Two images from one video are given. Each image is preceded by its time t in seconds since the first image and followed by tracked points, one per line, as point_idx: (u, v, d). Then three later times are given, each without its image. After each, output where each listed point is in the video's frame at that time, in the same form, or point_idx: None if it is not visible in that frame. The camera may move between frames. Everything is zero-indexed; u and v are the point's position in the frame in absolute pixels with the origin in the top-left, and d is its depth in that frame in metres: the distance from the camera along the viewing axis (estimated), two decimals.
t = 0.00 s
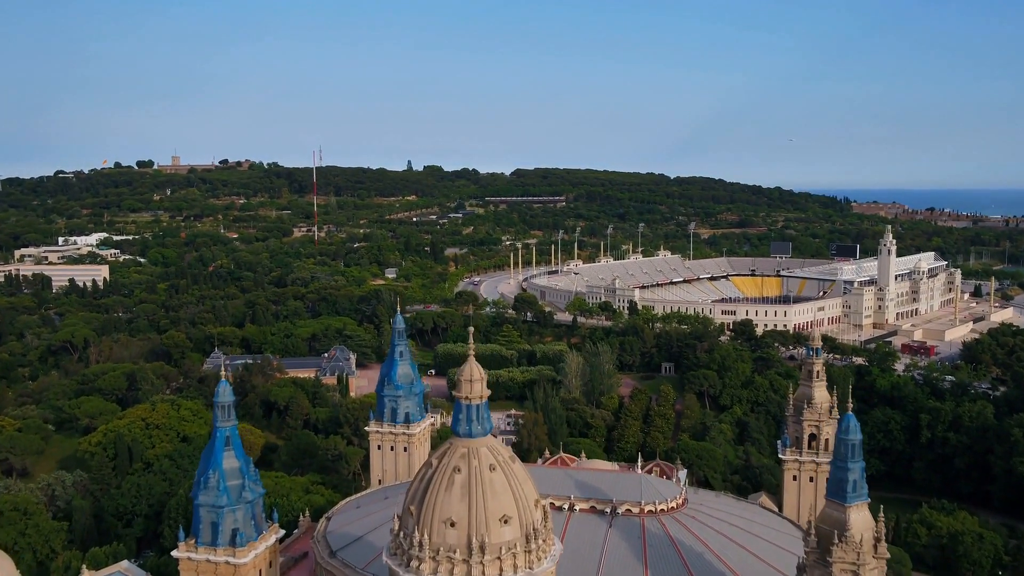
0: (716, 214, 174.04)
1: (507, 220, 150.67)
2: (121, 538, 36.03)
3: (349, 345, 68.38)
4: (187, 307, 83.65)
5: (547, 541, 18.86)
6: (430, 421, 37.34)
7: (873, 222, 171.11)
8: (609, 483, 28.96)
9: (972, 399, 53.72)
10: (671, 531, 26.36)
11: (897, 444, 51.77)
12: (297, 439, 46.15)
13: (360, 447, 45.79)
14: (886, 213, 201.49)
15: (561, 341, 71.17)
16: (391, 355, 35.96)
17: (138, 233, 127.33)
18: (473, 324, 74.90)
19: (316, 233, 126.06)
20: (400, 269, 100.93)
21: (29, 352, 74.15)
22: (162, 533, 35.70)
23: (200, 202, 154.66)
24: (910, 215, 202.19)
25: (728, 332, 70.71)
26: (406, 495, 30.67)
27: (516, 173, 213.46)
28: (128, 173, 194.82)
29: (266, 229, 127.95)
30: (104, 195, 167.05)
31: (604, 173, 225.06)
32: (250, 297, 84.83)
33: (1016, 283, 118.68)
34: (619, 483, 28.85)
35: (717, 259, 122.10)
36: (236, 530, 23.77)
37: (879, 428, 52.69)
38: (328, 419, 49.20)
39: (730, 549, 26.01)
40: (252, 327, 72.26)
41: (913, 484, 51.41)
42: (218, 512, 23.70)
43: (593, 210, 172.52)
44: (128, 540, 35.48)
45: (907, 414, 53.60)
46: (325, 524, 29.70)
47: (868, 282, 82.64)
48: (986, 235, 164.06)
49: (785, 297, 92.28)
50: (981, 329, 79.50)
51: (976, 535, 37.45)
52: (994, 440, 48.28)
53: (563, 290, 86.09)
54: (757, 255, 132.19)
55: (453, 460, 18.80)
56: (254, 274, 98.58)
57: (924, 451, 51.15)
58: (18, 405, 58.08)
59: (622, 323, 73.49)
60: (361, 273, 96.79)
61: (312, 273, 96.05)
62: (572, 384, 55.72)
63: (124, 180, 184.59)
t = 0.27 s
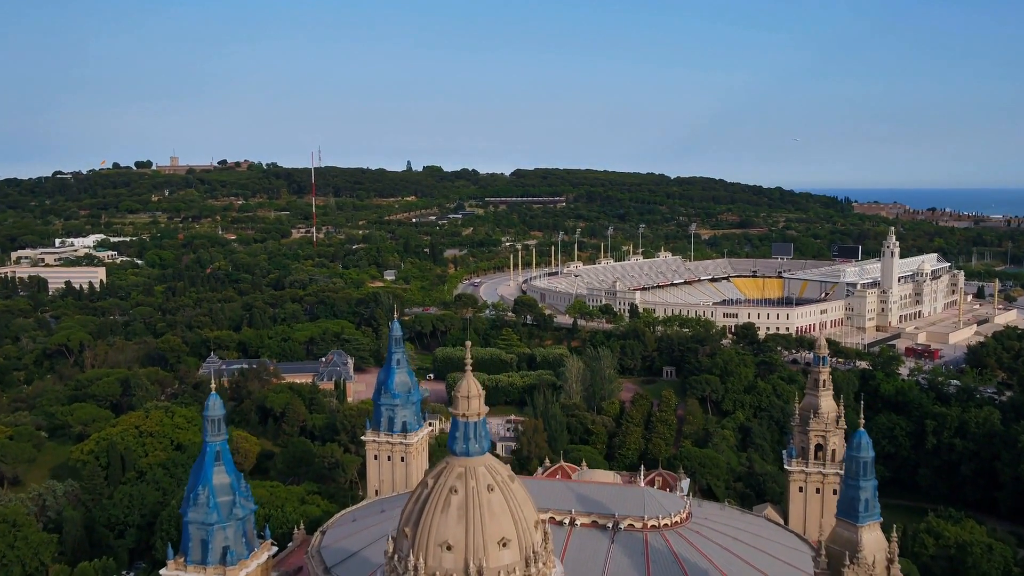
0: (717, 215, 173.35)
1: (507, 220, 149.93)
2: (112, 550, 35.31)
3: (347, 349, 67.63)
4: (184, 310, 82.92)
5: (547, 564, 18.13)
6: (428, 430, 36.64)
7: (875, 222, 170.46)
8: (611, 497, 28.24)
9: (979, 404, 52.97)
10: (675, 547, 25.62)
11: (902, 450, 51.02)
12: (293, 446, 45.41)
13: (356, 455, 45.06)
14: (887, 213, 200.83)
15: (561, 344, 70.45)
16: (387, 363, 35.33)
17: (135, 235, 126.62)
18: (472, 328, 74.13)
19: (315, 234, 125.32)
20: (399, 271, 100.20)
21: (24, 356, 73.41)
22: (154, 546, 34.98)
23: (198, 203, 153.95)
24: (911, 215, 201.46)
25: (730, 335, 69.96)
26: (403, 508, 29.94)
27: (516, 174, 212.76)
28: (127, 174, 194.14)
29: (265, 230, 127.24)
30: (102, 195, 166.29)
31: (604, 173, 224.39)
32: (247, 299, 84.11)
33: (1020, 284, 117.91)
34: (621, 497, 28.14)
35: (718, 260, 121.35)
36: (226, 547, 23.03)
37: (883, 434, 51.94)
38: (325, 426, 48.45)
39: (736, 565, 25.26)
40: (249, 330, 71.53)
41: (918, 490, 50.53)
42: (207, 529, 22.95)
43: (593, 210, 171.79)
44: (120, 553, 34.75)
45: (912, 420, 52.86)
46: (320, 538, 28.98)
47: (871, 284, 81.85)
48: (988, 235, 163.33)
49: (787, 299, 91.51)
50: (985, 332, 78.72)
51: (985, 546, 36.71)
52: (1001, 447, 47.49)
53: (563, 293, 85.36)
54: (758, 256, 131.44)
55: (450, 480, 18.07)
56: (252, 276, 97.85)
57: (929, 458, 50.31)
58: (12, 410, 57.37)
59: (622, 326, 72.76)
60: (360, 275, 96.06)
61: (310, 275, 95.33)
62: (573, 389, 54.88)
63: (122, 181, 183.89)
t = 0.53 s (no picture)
0: (717, 215, 172.64)
1: (506, 221, 149.25)
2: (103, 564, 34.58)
3: (344, 353, 66.88)
4: (180, 313, 82.17)
5: None
6: (425, 440, 35.90)
7: (876, 223, 169.80)
8: (612, 512, 27.50)
9: (985, 410, 52.23)
10: (678, 565, 24.86)
11: (908, 457, 50.23)
12: (289, 455, 44.65)
13: (353, 463, 44.32)
14: (887, 213, 200.27)
15: (561, 348, 69.70)
16: (385, 372, 34.65)
17: (133, 237, 125.92)
18: (472, 331, 73.35)
19: (313, 236, 124.63)
20: (398, 273, 99.46)
21: (19, 360, 72.65)
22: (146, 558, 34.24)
23: (196, 205, 153.26)
24: (911, 215, 200.94)
25: (732, 339, 69.23)
26: (399, 522, 29.16)
27: (516, 174, 212.06)
28: (125, 175, 193.43)
29: (263, 232, 126.51)
30: (100, 197, 165.59)
31: (604, 174, 223.67)
32: (245, 302, 83.33)
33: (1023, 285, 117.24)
34: (623, 512, 27.39)
35: (719, 261, 120.60)
36: (216, 567, 22.22)
37: (888, 440, 51.22)
38: (321, 434, 47.68)
39: None
40: (246, 334, 70.77)
41: (924, 497, 49.71)
42: (196, 549, 22.12)
43: (593, 211, 171.04)
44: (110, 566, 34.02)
45: (917, 426, 52.13)
46: (314, 554, 28.22)
47: (873, 287, 81.05)
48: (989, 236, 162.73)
49: (789, 302, 90.74)
50: (989, 335, 77.96)
51: (995, 558, 35.95)
52: (1009, 454, 46.75)
53: (563, 296, 84.63)
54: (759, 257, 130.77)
55: (446, 502, 17.33)
56: (249, 278, 97.14)
57: (935, 466, 49.50)
58: (5, 417, 56.63)
59: (623, 329, 72.00)
60: (358, 277, 95.32)
61: (308, 277, 94.62)
62: (573, 395, 54.09)
63: (120, 182, 183.19)
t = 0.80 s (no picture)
0: (718, 216, 171.92)
1: (506, 223, 148.50)
2: None
3: (342, 358, 66.15)
4: (177, 317, 81.42)
5: None
6: (423, 451, 35.09)
7: (877, 224, 169.08)
8: (615, 528, 26.74)
9: (991, 416, 51.50)
10: None
11: (913, 464, 49.51)
12: (285, 463, 43.88)
13: (350, 471, 43.61)
14: (888, 214, 199.70)
15: (561, 353, 68.98)
16: (381, 381, 34.03)
17: (130, 238, 125.13)
18: (471, 335, 72.58)
19: (312, 237, 123.86)
20: (396, 276, 98.72)
21: (14, 364, 71.91)
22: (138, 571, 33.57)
23: (194, 206, 152.48)
24: (913, 216, 200.29)
25: (733, 343, 68.49)
26: (395, 537, 28.40)
27: (515, 175, 211.31)
28: (123, 175, 192.64)
29: (261, 233, 125.74)
30: (98, 198, 164.75)
31: (604, 175, 222.88)
32: (242, 306, 82.58)
33: None
34: (626, 528, 26.64)
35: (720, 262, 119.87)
36: None
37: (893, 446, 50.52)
38: (318, 441, 46.98)
39: None
40: (243, 338, 70.03)
41: (929, 505, 48.98)
42: (185, 569, 21.41)
43: (593, 212, 170.29)
44: None
45: (922, 432, 51.41)
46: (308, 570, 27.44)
47: (876, 289, 80.31)
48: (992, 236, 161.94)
49: (791, 304, 89.95)
50: (994, 338, 77.19)
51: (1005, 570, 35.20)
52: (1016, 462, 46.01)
53: (563, 298, 83.91)
54: (760, 259, 130.05)
55: (440, 527, 16.53)
56: (247, 281, 96.37)
57: (941, 473, 48.76)
58: None
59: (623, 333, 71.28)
60: (357, 279, 94.56)
61: (306, 279, 93.89)
62: (573, 401, 53.32)
63: (118, 183, 182.34)
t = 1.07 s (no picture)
0: (719, 217, 171.22)
1: (506, 224, 147.70)
2: None
3: (340, 362, 65.39)
4: (174, 320, 80.66)
5: None
6: (420, 461, 34.36)
7: (878, 224, 168.47)
8: (617, 545, 26.02)
9: (997, 422, 50.78)
10: None
11: (918, 471, 48.82)
12: (280, 471, 43.14)
13: (347, 480, 42.88)
14: (889, 214, 199.11)
15: (561, 357, 68.25)
16: (377, 391, 33.32)
17: (128, 240, 124.37)
18: (470, 339, 71.81)
19: (310, 239, 123.12)
20: (395, 278, 97.98)
21: (9, 368, 71.14)
22: None
23: (192, 207, 151.66)
24: (914, 216, 199.74)
25: (735, 347, 67.74)
26: (392, 553, 27.65)
27: (515, 176, 210.59)
28: (121, 176, 191.82)
29: (259, 235, 124.95)
30: (96, 199, 163.93)
31: (604, 175, 222.07)
32: (239, 309, 81.81)
33: None
34: (629, 545, 25.92)
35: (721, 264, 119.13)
36: None
37: (898, 453, 49.82)
38: (315, 449, 46.26)
39: None
40: (240, 342, 69.30)
41: (936, 513, 48.25)
42: None
43: (593, 213, 169.52)
44: None
45: (928, 439, 50.72)
46: None
47: (879, 292, 79.56)
48: (993, 237, 161.31)
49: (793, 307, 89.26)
50: (998, 341, 76.49)
51: None
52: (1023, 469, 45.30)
53: (563, 301, 83.16)
54: (761, 260, 129.34)
55: (437, 554, 15.77)
56: (245, 283, 95.61)
57: (947, 480, 48.05)
58: None
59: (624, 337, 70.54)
60: (355, 282, 93.81)
61: (304, 282, 93.13)
62: (574, 407, 52.51)
63: (117, 184, 181.50)
